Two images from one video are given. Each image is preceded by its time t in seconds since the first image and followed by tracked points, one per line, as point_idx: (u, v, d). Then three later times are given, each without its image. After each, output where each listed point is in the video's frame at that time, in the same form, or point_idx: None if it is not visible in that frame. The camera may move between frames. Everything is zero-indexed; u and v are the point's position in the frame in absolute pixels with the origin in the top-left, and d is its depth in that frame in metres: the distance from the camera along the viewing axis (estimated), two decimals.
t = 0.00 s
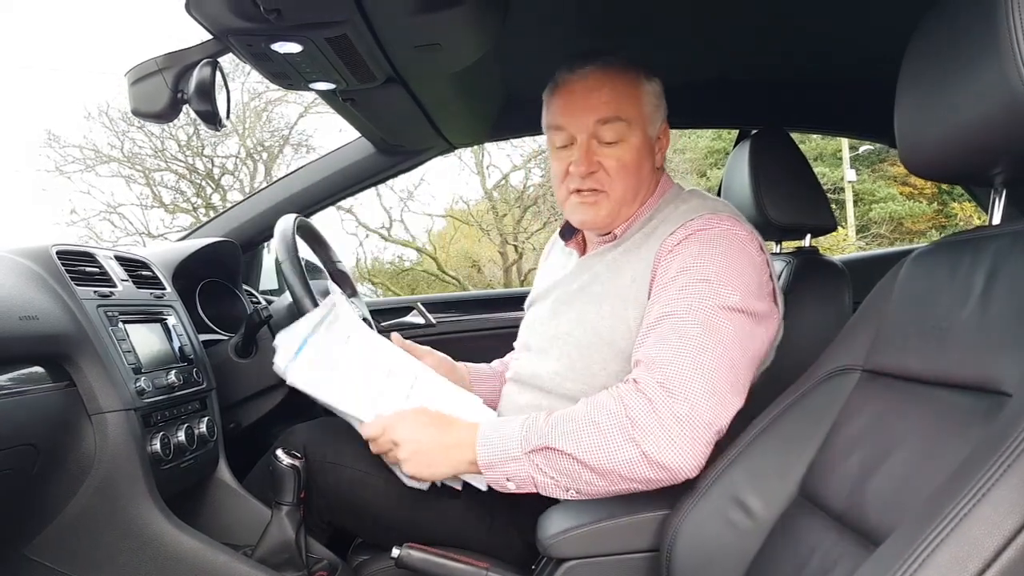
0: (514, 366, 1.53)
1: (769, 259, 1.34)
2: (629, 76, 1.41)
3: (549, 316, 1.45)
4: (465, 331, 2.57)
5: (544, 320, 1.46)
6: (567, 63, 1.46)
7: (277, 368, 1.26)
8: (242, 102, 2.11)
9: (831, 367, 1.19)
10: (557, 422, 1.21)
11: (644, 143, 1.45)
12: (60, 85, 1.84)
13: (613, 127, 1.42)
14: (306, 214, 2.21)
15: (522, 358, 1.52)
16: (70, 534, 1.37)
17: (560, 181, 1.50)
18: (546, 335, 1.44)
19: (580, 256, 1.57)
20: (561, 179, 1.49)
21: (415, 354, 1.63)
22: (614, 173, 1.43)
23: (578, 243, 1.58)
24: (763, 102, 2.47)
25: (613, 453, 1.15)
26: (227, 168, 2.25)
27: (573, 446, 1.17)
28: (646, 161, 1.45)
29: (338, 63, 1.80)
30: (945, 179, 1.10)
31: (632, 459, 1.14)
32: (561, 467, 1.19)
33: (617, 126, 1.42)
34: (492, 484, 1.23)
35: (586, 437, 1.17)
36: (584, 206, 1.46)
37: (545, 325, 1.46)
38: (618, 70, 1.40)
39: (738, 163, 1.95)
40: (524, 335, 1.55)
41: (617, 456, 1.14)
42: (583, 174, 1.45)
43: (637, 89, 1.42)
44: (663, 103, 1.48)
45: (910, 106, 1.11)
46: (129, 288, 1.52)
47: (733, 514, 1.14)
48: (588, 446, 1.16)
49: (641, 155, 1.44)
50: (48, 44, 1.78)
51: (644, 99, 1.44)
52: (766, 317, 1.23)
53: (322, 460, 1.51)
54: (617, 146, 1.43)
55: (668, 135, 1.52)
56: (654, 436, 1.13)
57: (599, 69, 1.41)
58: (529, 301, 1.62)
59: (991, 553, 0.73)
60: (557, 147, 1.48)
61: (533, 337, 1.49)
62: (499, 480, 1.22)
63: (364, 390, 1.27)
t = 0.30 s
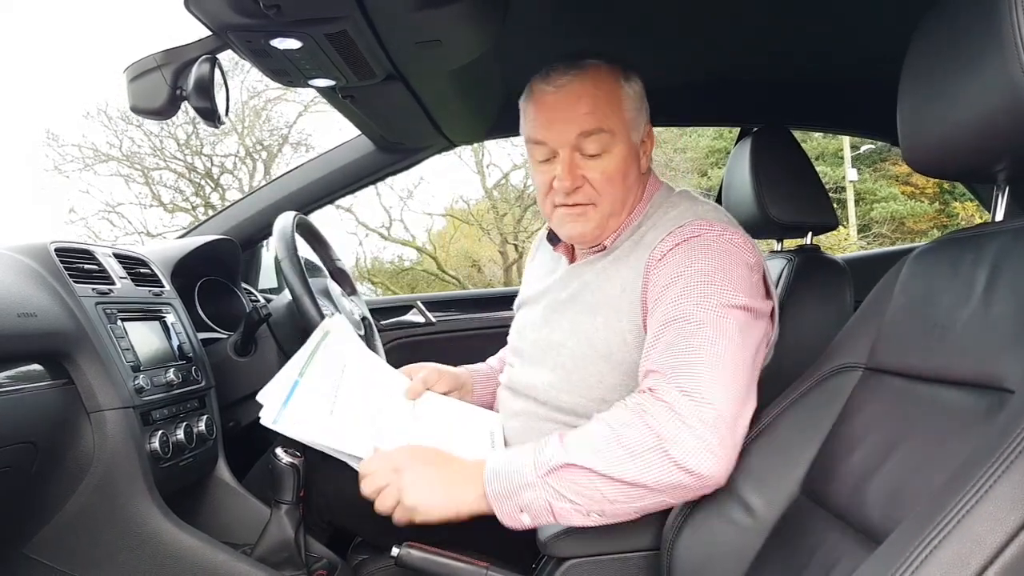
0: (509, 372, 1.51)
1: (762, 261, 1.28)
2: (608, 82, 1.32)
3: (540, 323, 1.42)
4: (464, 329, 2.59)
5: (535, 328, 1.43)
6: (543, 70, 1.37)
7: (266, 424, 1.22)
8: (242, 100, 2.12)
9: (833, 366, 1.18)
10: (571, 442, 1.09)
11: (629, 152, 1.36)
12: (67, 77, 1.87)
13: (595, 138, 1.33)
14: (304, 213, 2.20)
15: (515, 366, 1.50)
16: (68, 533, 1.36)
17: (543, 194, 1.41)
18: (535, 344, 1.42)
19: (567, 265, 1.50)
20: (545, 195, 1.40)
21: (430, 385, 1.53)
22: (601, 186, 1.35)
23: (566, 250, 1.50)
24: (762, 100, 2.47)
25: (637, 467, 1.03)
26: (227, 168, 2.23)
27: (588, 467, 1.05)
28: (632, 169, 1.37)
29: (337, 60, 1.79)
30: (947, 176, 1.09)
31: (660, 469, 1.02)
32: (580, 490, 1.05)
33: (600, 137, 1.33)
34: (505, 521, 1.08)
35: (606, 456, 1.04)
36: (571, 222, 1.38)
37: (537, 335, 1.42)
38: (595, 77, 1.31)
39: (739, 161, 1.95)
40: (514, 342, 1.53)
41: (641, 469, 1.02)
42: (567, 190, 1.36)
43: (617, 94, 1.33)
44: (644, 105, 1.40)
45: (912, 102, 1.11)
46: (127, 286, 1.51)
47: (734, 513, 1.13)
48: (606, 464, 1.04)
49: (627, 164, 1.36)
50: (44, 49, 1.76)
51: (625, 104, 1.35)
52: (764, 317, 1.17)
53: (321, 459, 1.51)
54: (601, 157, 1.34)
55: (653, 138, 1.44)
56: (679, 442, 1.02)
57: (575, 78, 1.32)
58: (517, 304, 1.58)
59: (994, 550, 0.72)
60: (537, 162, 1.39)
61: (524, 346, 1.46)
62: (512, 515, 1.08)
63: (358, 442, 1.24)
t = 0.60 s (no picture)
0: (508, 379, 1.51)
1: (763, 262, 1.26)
2: (604, 87, 1.31)
3: (540, 330, 1.42)
4: (464, 329, 2.60)
5: (535, 335, 1.43)
6: (537, 76, 1.35)
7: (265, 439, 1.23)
8: (241, 100, 2.12)
9: (833, 367, 1.19)
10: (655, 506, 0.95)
11: (626, 158, 1.34)
12: (68, 79, 1.87)
13: (591, 146, 1.31)
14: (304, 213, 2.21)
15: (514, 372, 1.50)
16: (69, 533, 1.36)
17: (539, 204, 1.39)
18: (535, 349, 1.42)
19: (564, 272, 1.46)
20: (541, 204, 1.38)
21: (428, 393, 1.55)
22: (599, 194, 1.32)
23: (563, 257, 1.47)
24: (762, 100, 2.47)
25: (726, 507, 0.88)
26: (227, 168, 2.23)
27: (676, 521, 0.90)
28: (630, 175, 1.35)
29: (336, 60, 1.79)
30: (946, 177, 1.09)
31: (749, 499, 0.88)
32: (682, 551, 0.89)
33: (597, 145, 1.31)
34: None
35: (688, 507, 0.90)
36: (569, 231, 1.36)
37: (537, 339, 1.42)
38: (590, 84, 1.30)
39: (739, 161, 1.94)
40: (512, 346, 1.52)
41: (732, 496, 0.89)
42: (565, 200, 1.33)
43: (613, 100, 1.31)
44: (641, 110, 1.38)
45: (912, 102, 1.11)
46: (127, 286, 1.51)
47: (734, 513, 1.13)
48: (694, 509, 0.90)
49: (625, 170, 1.33)
50: (46, 47, 1.75)
51: (621, 110, 1.33)
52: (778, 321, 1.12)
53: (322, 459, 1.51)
54: (599, 165, 1.32)
55: (649, 143, 1.42)
56: (754, 458, 0.90)
57: (570, 84, 1.30)
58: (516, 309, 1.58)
59: (992, 550, 0.72)
60: (533, 171, 1.37)
61: (522, 350, 1.47)
62: None
63: (361, 445, 1.27)
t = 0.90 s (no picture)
0: (507, 379, 1.51)
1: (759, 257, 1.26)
2: (598, 88, 1.30)
3: (537, 330, 1.42)
4: (464, 329, 2.60)
5: (532, 335, 1.43)
6: (531, 78, 1.35)
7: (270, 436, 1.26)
8: (241, 100, 2.12)
9: (833, 367, 1.19)
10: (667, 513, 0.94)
11: (623, 159, 1.34)
12: (68, 77, 1.84)
13: (588, 148, 1.30)
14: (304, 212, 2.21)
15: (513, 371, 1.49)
16: (69, 531, 1.36)
17: (537, 208, 1.38)
18: (534, 349, 1.42)
19: (563, 273, 1.45)
20: (538, 207, 1.38)
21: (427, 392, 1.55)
22: (597, 198, 1.32)
23: (561, 259, 1.45)
24: (762, 100, 2.47)
25: (736, 516, 0.88)
26: (227, 167, 2.22)
27: (690, 526, 0.89)
28: (627, 176, 1.35)
29: (337, 58, 1.79)
30: (947, 175, 1.09)
31: (756, 505, 0.88)
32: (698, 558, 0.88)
33: (593, 148, 1.30)
34: None
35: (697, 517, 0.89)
36: (567, 236, 1.36)
37: (535, 338, 1.42)
38: (584, 86, 1.30)
39: (740, 161, 1.94)
40: (512, 346, 1.52)
41: (742, 497, 0.88)
42: (563, 205, 1.33)
43: (608, 102, 1.31)
44: (636, 110, 1.38)
45: (912, 101, 1.11)
46: (128, 284, 1.51)
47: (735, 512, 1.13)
48: (707, 515, 0.89)
49: (622, 172, 1.33)
50: (45, 48, 1.72)
51: (616, 112, 1.32)
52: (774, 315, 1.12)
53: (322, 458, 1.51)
54: (596, 168, 1.32)
55: (645, 142, 1.42)
56: (761, 458, 0.90)
57: (565, 87, 1.30)
58: (514, 307, 1.59)
59: (993, 549, 0.72)
60: (530, 175, 1.36)
61: (519, 349, 1.47)
62: None
63: (362, 447, 1.28)
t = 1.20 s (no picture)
0: (508, 378, 1.51)
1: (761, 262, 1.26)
2: (598, 89, 1.30)
3: (539, 331, 1.42)
4: (464, 329, 2.60)
5: (535, 335, 1.43)
6: (531, 79, 1.34)
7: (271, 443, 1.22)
8: (241, 100, 2.12)
9: (834, 367, 1.19)
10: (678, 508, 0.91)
11: (623, 159, 1.34)
12: (69, 76, 1.84)
13: (588, 149, 1.30)
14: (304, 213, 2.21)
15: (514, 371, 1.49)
16: (69, 531, 1.36)
17: (537, 208, 1.38)
18: (535, 349, 1.42)
19: (564, 274, 1.45)
20: (538, 207, 1.38)
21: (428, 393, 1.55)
22: (599, 198, 1.32)
23: (563, 259, 1.45)
24: (763, 100, 2.48)
25: (755, 502, 0.86)
26: (227, 167, 2.23)
27: (703, 517, 0.87)
28: (627, 176, 1.35)
29: (337, 58, 1.79)
30: (947, 175, 1.09)
31: (776, 492, 0.86)
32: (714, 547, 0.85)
33: (594, 148, 1.30)
34: None
35: (715, 504, 0.87)
36: (568, 236, 1.36)
37: (536, 339, 1.42)
38: (585, 86, 1.29)
39: (740, 161, 1.94)
40: (512, 346, 1.52)
41: (756, 486, 0.87)
42: (564, 204, 1.33)
43: (609, 102, 1.31)
44: (637, 110, 1.37)
45: (913, 101, 1.11)
46: (128, 284, 1.51)
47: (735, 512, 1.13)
48: (721, 505, 0.87)
49: (622, 172, 1.33)
50: (45, 48, 1.73)
51: (617, 112, 1.32)
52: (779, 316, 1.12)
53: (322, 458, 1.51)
54: (596, 168, 1.32)
55: (646, 142, 1.41)
56: (773, 448, 0.89)
57: (565, 88, 1.29)
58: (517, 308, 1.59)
59: (995, 550, 0.72)
60: (530, 174, 1.36)
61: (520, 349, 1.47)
62: None
63: (365, 451, 1.25)
